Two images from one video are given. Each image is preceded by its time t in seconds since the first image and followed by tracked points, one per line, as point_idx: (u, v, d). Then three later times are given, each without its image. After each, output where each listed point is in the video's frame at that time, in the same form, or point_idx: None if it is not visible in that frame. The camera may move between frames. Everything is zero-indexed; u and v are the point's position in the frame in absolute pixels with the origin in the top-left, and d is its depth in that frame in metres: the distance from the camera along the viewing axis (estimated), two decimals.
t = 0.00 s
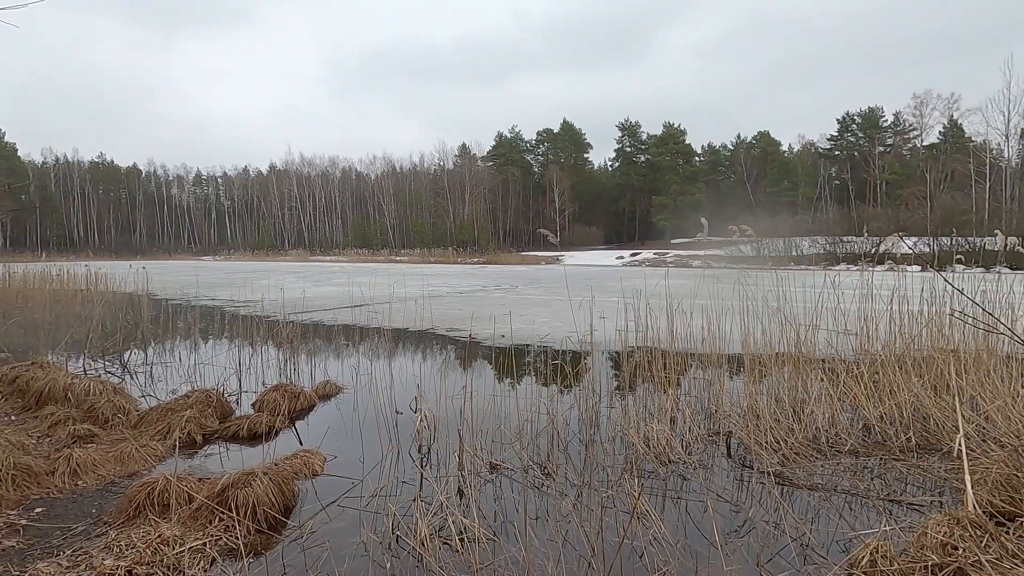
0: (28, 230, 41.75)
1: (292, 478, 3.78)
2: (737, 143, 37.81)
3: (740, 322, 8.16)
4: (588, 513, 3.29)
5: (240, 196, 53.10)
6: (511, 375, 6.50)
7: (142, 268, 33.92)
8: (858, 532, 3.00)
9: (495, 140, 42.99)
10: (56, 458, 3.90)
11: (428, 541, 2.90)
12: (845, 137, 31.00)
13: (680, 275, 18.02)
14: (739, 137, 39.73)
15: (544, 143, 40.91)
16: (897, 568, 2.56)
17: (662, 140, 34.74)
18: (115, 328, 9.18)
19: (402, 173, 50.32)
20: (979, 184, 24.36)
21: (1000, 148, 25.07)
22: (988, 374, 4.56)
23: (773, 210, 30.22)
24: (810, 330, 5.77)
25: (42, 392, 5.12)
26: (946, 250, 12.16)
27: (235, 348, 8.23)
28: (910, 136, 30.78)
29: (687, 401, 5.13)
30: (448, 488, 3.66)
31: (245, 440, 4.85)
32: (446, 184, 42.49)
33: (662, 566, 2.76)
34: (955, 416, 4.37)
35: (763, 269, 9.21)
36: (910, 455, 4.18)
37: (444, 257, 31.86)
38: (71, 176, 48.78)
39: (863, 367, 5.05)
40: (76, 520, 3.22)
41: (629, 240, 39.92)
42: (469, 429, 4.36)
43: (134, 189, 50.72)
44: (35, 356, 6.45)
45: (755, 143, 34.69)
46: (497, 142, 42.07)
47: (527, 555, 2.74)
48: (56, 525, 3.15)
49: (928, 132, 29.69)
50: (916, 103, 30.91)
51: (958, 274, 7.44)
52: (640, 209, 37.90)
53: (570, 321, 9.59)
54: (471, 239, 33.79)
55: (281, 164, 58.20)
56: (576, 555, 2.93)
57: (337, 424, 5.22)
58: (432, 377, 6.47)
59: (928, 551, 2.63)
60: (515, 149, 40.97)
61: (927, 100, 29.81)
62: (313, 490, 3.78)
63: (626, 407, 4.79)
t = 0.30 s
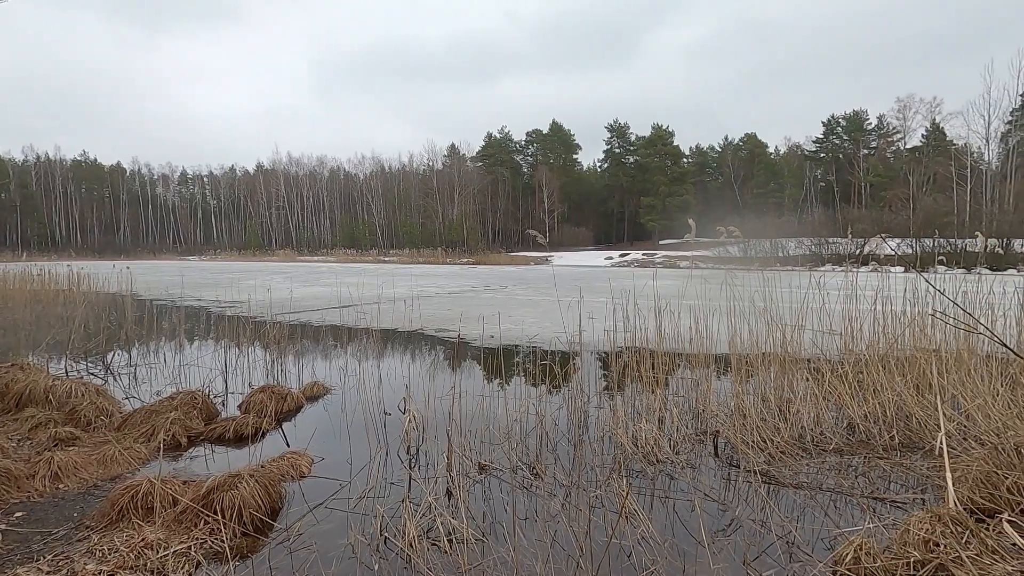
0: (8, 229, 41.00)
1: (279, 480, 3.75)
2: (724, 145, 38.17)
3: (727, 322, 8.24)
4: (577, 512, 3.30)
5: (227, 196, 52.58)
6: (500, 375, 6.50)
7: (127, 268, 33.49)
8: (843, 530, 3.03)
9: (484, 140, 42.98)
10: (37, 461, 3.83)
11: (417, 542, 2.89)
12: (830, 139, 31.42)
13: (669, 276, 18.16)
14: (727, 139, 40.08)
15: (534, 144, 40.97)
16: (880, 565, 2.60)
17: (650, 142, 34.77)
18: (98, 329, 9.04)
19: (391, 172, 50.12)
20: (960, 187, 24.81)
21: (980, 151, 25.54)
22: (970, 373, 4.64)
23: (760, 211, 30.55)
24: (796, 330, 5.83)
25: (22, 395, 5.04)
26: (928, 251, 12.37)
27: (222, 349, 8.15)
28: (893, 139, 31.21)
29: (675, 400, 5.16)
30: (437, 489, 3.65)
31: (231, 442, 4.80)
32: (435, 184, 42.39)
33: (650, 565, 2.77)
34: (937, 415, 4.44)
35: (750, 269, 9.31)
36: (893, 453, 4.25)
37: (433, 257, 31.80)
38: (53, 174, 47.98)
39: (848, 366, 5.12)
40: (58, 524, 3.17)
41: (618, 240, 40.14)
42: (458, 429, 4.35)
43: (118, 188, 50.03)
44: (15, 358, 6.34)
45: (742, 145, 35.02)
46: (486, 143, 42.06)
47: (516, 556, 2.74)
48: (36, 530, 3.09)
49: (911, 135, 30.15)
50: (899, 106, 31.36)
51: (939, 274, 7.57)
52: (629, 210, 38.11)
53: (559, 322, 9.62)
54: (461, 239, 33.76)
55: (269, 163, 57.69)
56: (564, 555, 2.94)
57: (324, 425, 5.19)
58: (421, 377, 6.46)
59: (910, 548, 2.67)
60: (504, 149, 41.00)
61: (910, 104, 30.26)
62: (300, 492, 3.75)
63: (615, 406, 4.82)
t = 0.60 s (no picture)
0: None
1: (270, 480, 3.73)
2: (716, 146, 38.34)
3: (719, 322, 8.27)
4: (569, 511, 3.30)
5: (218, 194, 52.25)
6: (493, 375, 6.49)
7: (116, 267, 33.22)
8: (832, 527, 3.06)
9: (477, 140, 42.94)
10: (24, 463, 3.79)
11: (409, 543, 2.89)
12: (821, 140, 31.66)
13: (661, 276, 18.23)
14: (719, 140, 40.27)
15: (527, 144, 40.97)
16: (869, 562, 2.63)
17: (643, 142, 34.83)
18: (86, 329, 8.95)
19: (383, 172, 49.97)
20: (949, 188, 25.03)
21: (968, 153, 25.79)
22: (957, 371, 4.69)
23: (751, 211, 30.72)
24: (786, 329, 5.88)
25: (10, 395, 4.99)
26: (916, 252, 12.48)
27: (212, 348, 8.09)
28: (883, 141, 31.41)
29: (666, 400, 5.18)
30: (429, 489, 3.65)
31: (222, 443, 4.76)
32: (428, 184, 42.31)
33: (642, 564, 2.78)
34: (925, 413, 4.49)
35: (742, 269, 9.35)
36: (882, 452, 4.28)
37: (426, 257, 31.77)
38: (41, 172, 47.48)
39: (838, 365, 5.17)
40: (45, 526, 3.14)
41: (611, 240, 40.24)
42: (450, 429, 4.34)
43: (107, 187, 49.59)
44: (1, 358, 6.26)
45: (734, 145, 35.20)
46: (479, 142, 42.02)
47: (508, 555, 2.74)
48: (23, 531, 3.06)
49: (900, 136, 30.39)
50: (889, 108, 31.58)
51: (928, 274, 7.64)
52: (622, 210, 38.22)
53: (552, 321, 9.62)
54: (453, 239, 33.72)
55: (260, 162, 57.35)
56: (556, 554, 2.94)
57: (316, 425, 5.17)
58: (413, 377, 6.44)
59: (899, 545, 2.70)
60: (497, 149, 40.98)
61: (900, 105, 30.50)
62: (291, 492, 3.74)
63: (607, 406, 4.83)
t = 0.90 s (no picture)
0: None
1: (260, 481, 3.71)
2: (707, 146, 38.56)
3: (709, 320, 8.32)
4: (560, 510, 3.31)
5: (207, 193, 51.77)
6: (484, 375, 6.48)
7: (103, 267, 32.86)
8: (821, 524, 3.09)
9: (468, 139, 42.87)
10: (8, 464, 3.74)
11: (400, 542, 2.88)
12: (809, 141, 31.98)
13: (652, 275, 18.30)
14: (709, 140, 40.50)
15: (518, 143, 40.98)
16: (856, 559, 2.66)
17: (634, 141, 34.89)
18: (72, 329, 8.84)
19: (374, 170, 49.76)
20: (935, 188, 25.33)
21: (953, 154, 26.11)
22: (943, 370, 4.74)
23: (741, 211, 30.92)
24: (776, 328, 5.92)
25: None
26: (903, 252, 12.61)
27: (201, 349, 8.02)
28: (871, 141, 31.65)
29: (657, 399, 5.20)
30: (420, 488, 3.64)
31: (211, 444, 4.73)
32: (420, 183, 42.20)
33: (632, 562, 2.79)
34: (911, 411, 4.55)
35: (731, 268, 9.40)
36: (870, 449, 4.33)
37: (418, 256, 31.71)
38: (26, 170, 46.79)
39: (826, 364, 5.22)
40: (30, 529, 3.09)
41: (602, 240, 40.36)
42: (441, 429, 4.34)
43: (94, 185, 48.99)
44: None
45: (724, 146, 35.43)
46: (471, 141, 41.98)
47: (499, 554, 2.74)
48: (7, 535, 3.02)
49: (888, 137, 30.70)
50: (877, 109, 31.87)
51: (914, 274, 7.73)
52: (613, 210, 38.33)
53: (543, 321, 9.63)
54: (445, 238, 33.66)
55: (250, 160, 56.86)
56: (547, 553, 2.95)
57: (307, 425, 5.14)
58: (405, 377, 6.41)
59: (885, 541, 2.74)
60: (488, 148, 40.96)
61: (887, 106, 30.81)
62: (281, 493, 3.71)
63: (598, 405, 4.84)
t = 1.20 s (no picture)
0: None
1: (247, 481, 3.68)
2: (695, 145, 38.80)
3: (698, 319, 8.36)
4: (550, 508, 3.31)
5: (193, 191, 51.19)
6: (474, 374, 6.46)
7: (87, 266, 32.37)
8: (807, 521, 3.12)
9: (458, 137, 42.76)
10: None
11: (389, 542, 2.87)
12: (796, 141, 32.31)
13: (641, 274, 18.36)
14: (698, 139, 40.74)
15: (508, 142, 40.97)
16: (842, 553, 2.70)
17: (624, 141, 35.00)
18: (55, 330, 8.69)
19: (363, 168, 49.47)
20: (919, 188, 25.66)
21: (937, 154, 26.46)
22: (925, 367, 4.82)
23: (730, 210, 31.12)
24: (762, 327, 5.98)
25: None
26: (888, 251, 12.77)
27: (187, 349, 7.92)
28: (856, 142, 31.94)
29: (646, 396, 5.22)
30: (410, 487, 3.63)
31: (198, 444, 4.68)
32: (409, 181, 42.01)
33: (621, 560, 2.81)
34: (894, 408, 4.61)
35: (719, 267, 9.46)
36: (854, 445, 4.39)
37: (407, 255, 31.59)
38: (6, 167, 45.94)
39: (812, 361, 5.28)
40: (10, 533, 3.04)
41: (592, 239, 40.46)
42: (430, 428, 4.33)
43: (77, 183, 48.24)
44: None
45: (712, 145, 35.68)
46: (460, 140, 41.88)
47: (489, 552, 2.74)
48: None
49: (873, 138, 31.08)
50: (862, 109, 32.20)
51: (898, 272, 7.83)
52: (603, 209, 38.43)
53: (532, 320, 9.63)
54: (435, 237, 33.58)
55: (236, 158, 56.24)
56: (537, 551, 2.95)
57: (295, 425, 5.10)
58: (394, 376, 6.38)
59: (870, 536, 2.78)
60: (478, 147, 40.88)
61: (872, 107, 31.19)
62: (269, 494, 3.68)
63: (588, 403, 4.86)
